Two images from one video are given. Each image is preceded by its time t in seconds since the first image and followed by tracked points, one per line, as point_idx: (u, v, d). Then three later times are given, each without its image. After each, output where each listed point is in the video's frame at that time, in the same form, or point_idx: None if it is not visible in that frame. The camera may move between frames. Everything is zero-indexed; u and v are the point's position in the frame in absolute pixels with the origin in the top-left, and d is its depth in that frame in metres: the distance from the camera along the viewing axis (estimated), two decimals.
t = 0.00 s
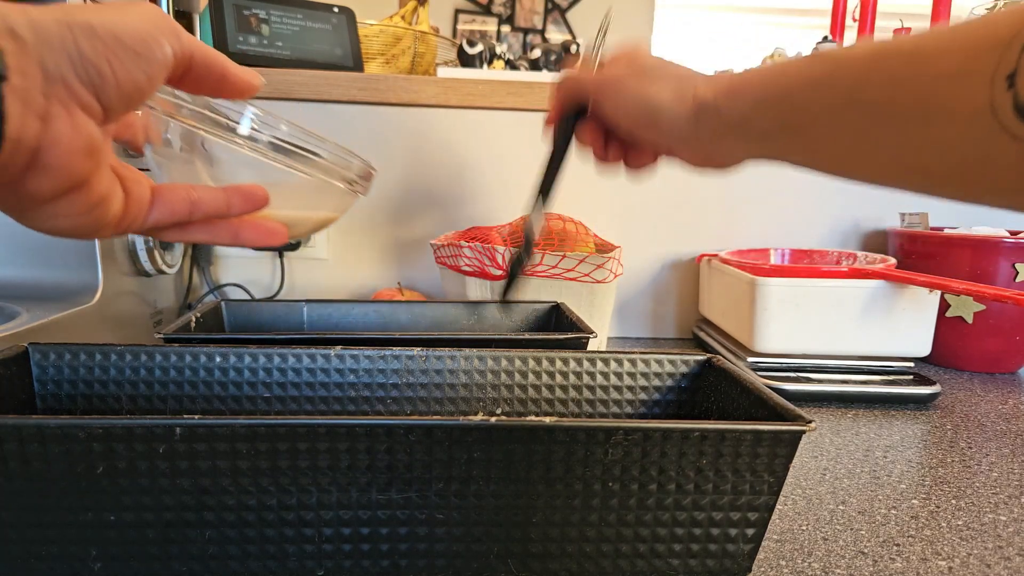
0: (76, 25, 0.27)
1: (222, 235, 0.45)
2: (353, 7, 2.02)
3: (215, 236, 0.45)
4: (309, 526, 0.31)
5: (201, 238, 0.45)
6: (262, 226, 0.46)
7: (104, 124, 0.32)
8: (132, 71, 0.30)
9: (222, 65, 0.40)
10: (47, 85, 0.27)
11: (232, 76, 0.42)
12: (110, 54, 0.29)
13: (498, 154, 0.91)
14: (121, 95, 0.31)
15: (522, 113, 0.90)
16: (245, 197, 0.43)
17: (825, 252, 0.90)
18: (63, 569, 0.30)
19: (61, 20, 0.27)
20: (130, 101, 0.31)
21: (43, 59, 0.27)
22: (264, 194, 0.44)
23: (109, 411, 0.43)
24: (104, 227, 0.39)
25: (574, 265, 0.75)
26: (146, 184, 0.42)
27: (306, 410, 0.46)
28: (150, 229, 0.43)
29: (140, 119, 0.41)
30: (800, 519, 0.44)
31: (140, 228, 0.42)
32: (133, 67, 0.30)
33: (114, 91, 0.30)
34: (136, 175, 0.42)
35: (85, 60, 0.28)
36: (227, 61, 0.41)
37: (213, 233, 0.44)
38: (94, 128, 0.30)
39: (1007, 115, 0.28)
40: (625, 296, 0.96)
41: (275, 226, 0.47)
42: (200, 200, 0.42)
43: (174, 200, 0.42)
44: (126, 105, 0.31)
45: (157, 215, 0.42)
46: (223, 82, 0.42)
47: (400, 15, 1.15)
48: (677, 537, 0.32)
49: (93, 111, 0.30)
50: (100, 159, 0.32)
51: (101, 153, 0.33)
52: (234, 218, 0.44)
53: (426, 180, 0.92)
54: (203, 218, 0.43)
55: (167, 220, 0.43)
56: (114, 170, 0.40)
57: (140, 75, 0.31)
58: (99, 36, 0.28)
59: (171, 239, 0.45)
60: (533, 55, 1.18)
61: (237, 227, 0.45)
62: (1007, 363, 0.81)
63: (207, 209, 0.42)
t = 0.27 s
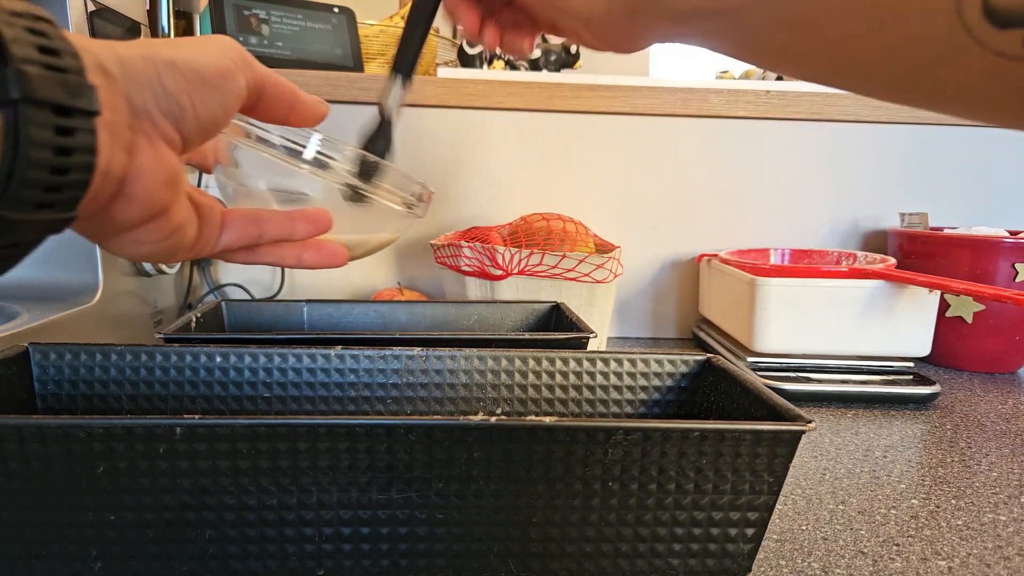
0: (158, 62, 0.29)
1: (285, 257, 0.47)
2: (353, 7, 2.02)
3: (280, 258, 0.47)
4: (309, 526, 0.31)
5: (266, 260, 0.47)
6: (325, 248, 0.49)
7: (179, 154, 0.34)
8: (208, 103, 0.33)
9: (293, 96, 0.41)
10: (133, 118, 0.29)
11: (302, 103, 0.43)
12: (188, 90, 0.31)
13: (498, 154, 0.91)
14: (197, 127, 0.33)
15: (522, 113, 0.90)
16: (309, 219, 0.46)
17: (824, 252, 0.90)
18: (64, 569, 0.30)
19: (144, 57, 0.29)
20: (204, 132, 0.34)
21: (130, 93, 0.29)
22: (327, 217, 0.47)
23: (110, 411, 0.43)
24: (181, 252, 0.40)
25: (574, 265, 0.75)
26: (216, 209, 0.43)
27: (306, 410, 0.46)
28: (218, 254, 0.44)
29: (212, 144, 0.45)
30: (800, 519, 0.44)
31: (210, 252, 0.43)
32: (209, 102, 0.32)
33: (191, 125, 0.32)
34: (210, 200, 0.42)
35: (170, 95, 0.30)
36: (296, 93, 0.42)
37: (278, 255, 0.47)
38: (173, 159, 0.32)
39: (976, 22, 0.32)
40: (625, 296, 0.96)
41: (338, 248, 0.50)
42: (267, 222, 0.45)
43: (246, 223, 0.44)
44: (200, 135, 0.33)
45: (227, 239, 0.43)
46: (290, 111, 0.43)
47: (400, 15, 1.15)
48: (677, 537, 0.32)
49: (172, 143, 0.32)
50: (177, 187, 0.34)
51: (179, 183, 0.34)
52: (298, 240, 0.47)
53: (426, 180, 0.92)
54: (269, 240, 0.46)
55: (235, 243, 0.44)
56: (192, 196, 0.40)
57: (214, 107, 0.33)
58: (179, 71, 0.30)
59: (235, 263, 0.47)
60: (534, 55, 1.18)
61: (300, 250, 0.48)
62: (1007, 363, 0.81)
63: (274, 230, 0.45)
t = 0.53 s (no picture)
0: (216, 58, 0.34)
1: (326, 252, 0.48)
2: (353, 7, 2.02)
3: (322, 254, 0.48)
4: (309, 526, 0.31)
5: (309, 254, 0.48)
6: (363, 246, 0.49)
7: (237, 143, 0.39)
8: (259, 97, 0.37)
9: (335, 94, 0.44)
10: (192, 109, 0.34)
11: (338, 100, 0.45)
12: (242, 83, 0.36)
13: (498, 154, 0.91)
14: (249, 120, 0.37)
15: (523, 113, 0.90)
16: (348, 214, 0.46)
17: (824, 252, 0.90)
18: (64, 569, 0.30)
19: (204, 52, 0.34)
20: (255, 126, 0.39)
21: (191, 87, 0.34)
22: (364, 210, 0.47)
23: (110, 411, 0.43)
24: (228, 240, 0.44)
25: (574, 265, 0.75)
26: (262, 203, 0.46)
27: (306, 410, 0.46)
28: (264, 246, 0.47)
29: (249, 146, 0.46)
30: (800, 519, 0.44)
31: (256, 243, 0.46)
32: (262, 97, 0.37)
33: (245, 116, 0.37)
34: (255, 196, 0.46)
35: (224, 88, 0.35)
36: (338, 94, 0.45)
37: (319, 250, 0.48)
38: (226, 149, 0.37)
39: (975, 85, 0.30)
40: (625, 296, 0.96)
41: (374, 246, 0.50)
42: (310, 218, 0.46)
43: (289, 219, 0.47)
44: (252, 128, 0.38)
45: (272, 231, 0.47)
46: (330, 113, 0.45)
47: (400, 15, 1.15)
48: (677, 537, 0.32)
49: (227, 133, 0.37)
50: (231, 176, 0.39)
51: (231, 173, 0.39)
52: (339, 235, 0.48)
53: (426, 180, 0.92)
54: (311, 234, 0.47)
55: (280, 236, 0.47)
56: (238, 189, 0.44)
57: (266, 102, 0.38)
58: (234, 66, 0.35)
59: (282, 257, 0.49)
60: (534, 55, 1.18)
61: (340, 246, 0.48)
62: (1007, 363, 0.81)
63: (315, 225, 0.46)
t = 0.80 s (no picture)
0: (200, 70, 0.35)
1: (306, 258, 0.50)
2: (353, 7, 2.02)
3: (300, 260, 0.50)
4: (309, 526, 0.31)
5: (290, 259, 0.50)
6: (340, 250, 0.51)
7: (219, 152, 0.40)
8: (243, 107, 0.38)
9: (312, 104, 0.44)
10: (177, 121, 0.35)
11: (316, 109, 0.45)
12: (225, 95, 0.36)
13: (498, 154, 0.91)
14: (233, 130, 0.38)
15: (522, 114, 0.90)
16: (328, 220, 0.50)
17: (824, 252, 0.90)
18: (64, 569, 0.30)
19: (188, 65, 0.35)
20: (238, 134, 0.39)
21: (176, 99, 0.35)
22: (342, 217, 0.51)
23: (109, 411, 0.43)
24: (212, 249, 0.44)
25: (574, 265, 0.75)
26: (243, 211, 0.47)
27: (306, 410, 0.46)
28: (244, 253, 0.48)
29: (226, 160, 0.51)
30: (800, 519, 0.44)
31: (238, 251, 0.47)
32: (245, 108, 0.38)
33: (228, 126, 0.38)
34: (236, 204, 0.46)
35: (208, 98, 0.36)
36: (315, 104, 0.45)
37: (299, 256, 0.50)
38: (210, 158, 0.38)
39: None
40: (625, 296, 0.96)
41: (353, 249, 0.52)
42: (290, 225, 0.49)
43: (270, 226, 0.48)
44: (235, 137, 0.39)
45: (253, 240, 0.47)
46: (307, 122, 0.45)
47: (400, 15, 1.15)
48: (677, 537, 0.32)
49: (210, 143, 0.38)
50: (214, 185, 0.40)
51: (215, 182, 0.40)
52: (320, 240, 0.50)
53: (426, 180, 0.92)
54: (292, 239, 0.49)
55: (260, 243, 0.48)
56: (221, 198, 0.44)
57: (249, 113, 0.39)
58: (216, 77, 0.36)
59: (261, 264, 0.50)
60: (533, 55, 1.18)
61: (319, 252, 0.51)
62: (1007, 363, 0.81)
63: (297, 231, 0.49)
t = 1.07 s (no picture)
0: (150, 55, 0.32)
1: (271, 250, 0.49)
2: (353, 7, 2.02)
3: (266, 251, 0.49)
4: (309, 526, 0.31)
5: (255, 251, 0.49)
6: (307, 242, 0.51)
7: (171, 143, 0.36)
8: (201, 95, 0.35)
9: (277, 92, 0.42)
10: (125, 109, 0.31)
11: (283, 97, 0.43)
12: (179, 81, 0.33)
13: (498, 154, 0.91)
14: (189, 119, 0.35)
15: (522, 114, 0.90)
16: (293, 210, 0.47)
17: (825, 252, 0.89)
18: (63, 569, 0.30)
19: (138, 50, 0.31)
20: (196, 125, 0.36)
21: (123, 85, 0.31)
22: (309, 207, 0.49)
23: (109, 411, 0.43)
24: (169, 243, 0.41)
25: (574, 265, 0.75)
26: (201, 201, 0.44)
27: (306, 410, 0.46)
28: (203, 244, 0.46)
29: (188, 146, 0.44)
30: (800, 519, 0.44)
31: (197, 242, 0.45)
32: (202, 95, 0.35)
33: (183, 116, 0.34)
34: (195, 194, 0.44)
35: (162, 87, 0.32)
36: (281, 91, 0.42)
37: (264, 248, 0.49)
38: (163, 149, 0.34)
39: None
40: (625, 296, 0.96)
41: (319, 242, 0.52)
42: (253, 216, 0.46)
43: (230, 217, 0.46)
44: (191, 127, 0.36)
45: (213, 230, 0.45)
46: (273, 108, 0.43)
47: (400, 14, 1.15)
48: (677, 538, 0.32)
49: (163, 133, 0.34)
50: (167, 178, 0.36)
51: (168, 173, 0.36)
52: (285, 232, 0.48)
53: (426, 180, 0.92)
54: (255, 231, 0.47)
55: (221, 233, 0.46)
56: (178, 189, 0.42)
57: (207, 100, 0.35)
58: (169, 63, 0.32)
59: (224, 254, 0.49)
60: (534, 54, 1.18)
61: (286, 244, 0.49)
62: (1007, 363, 0.81)
63: (261, 223, 0.46)
